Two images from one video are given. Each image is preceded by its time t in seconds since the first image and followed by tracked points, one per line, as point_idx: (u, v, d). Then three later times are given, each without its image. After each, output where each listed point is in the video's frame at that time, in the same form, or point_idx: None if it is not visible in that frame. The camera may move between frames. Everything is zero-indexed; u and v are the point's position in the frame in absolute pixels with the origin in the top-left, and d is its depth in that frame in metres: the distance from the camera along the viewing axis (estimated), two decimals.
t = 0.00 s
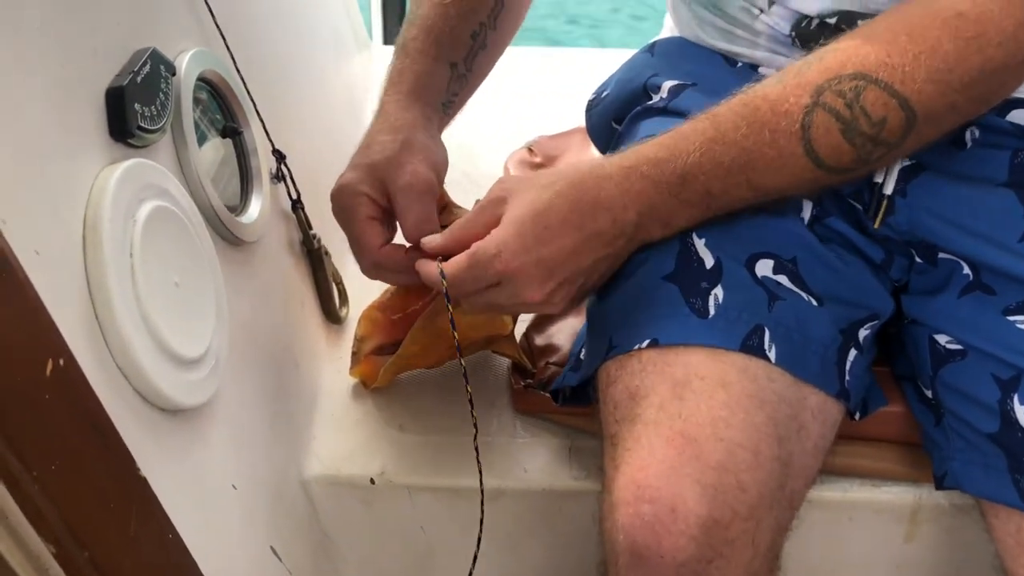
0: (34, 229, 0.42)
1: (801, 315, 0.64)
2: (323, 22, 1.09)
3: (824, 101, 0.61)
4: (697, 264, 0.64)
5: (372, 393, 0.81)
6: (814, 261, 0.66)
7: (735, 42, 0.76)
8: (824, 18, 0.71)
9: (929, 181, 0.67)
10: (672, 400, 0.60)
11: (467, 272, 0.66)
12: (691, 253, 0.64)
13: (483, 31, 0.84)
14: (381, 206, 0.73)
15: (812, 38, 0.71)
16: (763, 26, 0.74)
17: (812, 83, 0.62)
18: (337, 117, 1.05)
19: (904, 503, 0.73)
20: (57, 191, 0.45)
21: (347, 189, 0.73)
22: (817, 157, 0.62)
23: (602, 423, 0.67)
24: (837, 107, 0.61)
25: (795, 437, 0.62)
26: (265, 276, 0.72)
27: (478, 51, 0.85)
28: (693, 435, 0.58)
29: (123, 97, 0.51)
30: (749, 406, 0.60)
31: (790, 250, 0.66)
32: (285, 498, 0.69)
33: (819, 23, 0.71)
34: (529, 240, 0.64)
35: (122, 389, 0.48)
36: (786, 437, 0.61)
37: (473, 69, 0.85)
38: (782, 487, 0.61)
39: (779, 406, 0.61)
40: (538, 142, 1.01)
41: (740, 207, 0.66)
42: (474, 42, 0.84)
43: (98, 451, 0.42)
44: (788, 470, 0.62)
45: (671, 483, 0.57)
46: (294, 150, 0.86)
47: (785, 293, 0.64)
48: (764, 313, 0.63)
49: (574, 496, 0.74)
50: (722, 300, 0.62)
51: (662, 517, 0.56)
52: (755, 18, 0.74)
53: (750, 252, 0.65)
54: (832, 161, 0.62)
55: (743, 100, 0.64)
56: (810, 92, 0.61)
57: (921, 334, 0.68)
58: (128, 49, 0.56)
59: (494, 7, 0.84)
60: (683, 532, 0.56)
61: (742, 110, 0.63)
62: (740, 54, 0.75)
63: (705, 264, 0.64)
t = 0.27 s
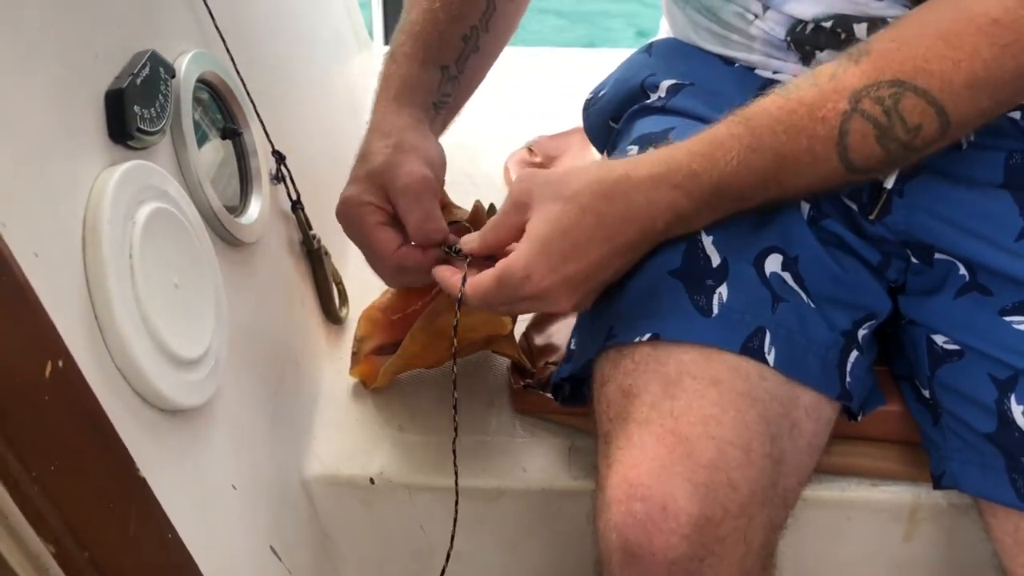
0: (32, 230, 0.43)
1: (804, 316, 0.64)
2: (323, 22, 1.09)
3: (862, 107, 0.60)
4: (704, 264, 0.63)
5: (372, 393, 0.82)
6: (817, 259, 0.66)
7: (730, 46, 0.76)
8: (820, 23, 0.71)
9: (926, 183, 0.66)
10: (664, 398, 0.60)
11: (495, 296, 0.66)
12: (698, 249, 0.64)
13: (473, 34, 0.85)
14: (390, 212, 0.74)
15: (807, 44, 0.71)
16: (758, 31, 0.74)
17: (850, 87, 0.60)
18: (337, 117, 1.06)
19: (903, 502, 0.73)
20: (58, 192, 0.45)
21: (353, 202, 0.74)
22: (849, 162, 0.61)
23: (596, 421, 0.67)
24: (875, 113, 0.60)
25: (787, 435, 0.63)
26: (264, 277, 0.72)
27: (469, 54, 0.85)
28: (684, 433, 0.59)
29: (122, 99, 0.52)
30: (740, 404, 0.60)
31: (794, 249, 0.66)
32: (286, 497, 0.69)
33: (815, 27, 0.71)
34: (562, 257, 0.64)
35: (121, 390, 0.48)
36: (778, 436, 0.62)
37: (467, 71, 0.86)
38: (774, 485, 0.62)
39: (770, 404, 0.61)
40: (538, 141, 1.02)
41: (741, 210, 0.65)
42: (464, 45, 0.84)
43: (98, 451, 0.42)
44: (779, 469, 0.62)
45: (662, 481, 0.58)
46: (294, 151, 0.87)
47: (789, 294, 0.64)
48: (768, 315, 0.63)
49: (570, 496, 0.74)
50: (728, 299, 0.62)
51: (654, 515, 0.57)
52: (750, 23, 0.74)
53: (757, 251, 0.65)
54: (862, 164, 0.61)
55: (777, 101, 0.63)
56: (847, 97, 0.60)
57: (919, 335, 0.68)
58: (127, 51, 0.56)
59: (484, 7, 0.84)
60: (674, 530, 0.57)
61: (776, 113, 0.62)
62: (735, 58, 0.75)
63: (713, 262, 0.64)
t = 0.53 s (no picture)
0: (35, 228, 0.43)
1: (809, 313, 0.64)
2: (325, 19, 1.09)
3: (851, 88, 0.60)
4: (710, 259, 0.64)
5: (375, 389, 0.82)
6: (822, 254, 0.66)
7: (731, 41, 0.76)
8: (821, 18, 0.71)
9: (932, 175, 0.67)
10: (669, 393, 0.60)
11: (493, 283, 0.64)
12: (704, 247, 0.64)
13: (465, 31, 0.85)
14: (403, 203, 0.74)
15: (809, 38, 0.72)
16: (760, 26, 0.74)
17: (839, 70, 0.61)
18: (339, 114, 1.06)
19: (906, 498, 0.73)
20: (60, 189, 0.45)
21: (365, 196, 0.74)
22: (843, 145, 0.61)
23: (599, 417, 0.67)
24: (864, 94, 0.60)
25: (792, 430, 0.63)
26: (269, 275, 0.73)
27: (460, 50, 0.85)
28: (688, 428, 0.59)
29: (124, 96, 0.52)
30: (746, 400, 0.60)
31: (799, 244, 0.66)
32: (289, 494, 0.69)
33: (816, 22, 0.71)
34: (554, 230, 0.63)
35: (125, 387, 0.48)
36: (782, 431, 0.62)
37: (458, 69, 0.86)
38: (778, 480, 0.61)
39: (774, 399, 0.61)
40: (540, 138, 1.02)
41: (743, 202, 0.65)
42: (455, 41, 0.85)
43: (100, 449, 0.42)
44: (783, 464, 0.62)
45: (667, 475, 0.58)
46: (296, 148, 0.87)
47: (795, 290, 0.64)
48: (774, 311, 0.63)
49: (574, 492, 0.74)
50: (734, 295, 0.62)
51: (658, 510, 0.57)
52: (751, 18, 0.74)
53: (762, 247, 0.65)
54: (856, 147, 0.61)
55: (770, 85, 0.63)
56: (837, 80, 0.61)
57: (921, 329, 0.67)
58: (129, 48, 0.56)
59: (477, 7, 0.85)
60: (679, 524, 0.57)
61: (769, 95, 0.62)
62: (738, 52, 0.75)
63: (718, 258, 0.64)
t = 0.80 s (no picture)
0: (38, 224, 0.43)
1: (814, 307, 0.64)
2: (327, 15, 1.09)
3: (857, 73, 0.60)
4: (715, 252, 0.63)
5: (379, 383, 0.82)
6: (824, 246, 0.66)
7: (736, 33, 0.76)
8: (825, 7, 0.71)
9: (939, 166, 0.66)
10: (672, 384, 0.60)
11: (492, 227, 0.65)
12: (709, 240, 0.64)
13: (479, 29, 0.86)
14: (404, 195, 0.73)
15: (813, 28, 0.72)
16: (765, 17, 0.74)
17: (847, 55, 0.60)
18: (342, 109, 1.06)
19: (909, 492, 0.73)
20: (62, 186, 0.45)
21: (367, 188, 0.73)
22: (849, 130, 0.60)
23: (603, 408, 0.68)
24: (871, 79, 0.59)
25: (794, 423, 0.63)
26: (269, 268, 0.72)
27: (475, 48, 0.86)
28: (693, 420, 0.59)
29: (127, 91, 0.52)
30: (750, 390, 0.60)
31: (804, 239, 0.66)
32: (292, 487, 0.69)
33: (821, 12, 0.71)
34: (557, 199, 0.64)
35: (128, 381, 0.48)
36: (785, 424, 0.62)
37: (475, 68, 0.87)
38: (782, 472, 0.61)
39: (778, 393, 0.61)
40: (543, 132, 1.01)
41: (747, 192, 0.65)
42: (470, 39, 0.86)
43: (103, 444, 0.42)
44: (787, 456, 0.62)
45: (671, 467, 0.57)
46: (299, 144, 0.87)
47: (800, 284, 0.64)
48: (778, 304, 0.62)
49: (577, 486, 0.74)
50: (739, 288, 0.62)
51: (662, 503, 0.57)
52: (756, 9, 0.74)
53: (768, 240, 0.65)
54: (863, 134, 0.61)
55: (779, 71, 0.63)
56: (844, 64, 0.60)
57: (929, 320, 0.68)
58: (132, 44, 0.56)
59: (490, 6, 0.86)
60: (683, 516, 0.57)
61: (777, 81, 0.62)
62: (743, 45, 0.75)
63: (724, 252, 0.63)
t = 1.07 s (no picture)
0: (43, 222, 0.43)
1: (819, 305, 0.64)
2: (331, 11, 1.09)
3: (865, 56, 0.59)
4: (720, 251, 0.63)
5: (383, 379, 0.82)
6: (832, 244, 0.66)
7: (747, 26, 0.76)
8: None
9: (947, 161, 0.65)
10: (674, 382, 0.61)
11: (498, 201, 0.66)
12: (714, 239, 0.64)
13: (495, 25, 0.86)
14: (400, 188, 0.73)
15: (824, 18, 0.71)
16: (776, 9, 0.74)
17: (854, 38, 0.60)
18: (346, 105, 1.06)
19: (913, 485, 0.73)
20: (67, 184, 0.45)
21: (365, 179, 0.74)
22: (858, 113, 0.60)
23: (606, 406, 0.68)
24: (879, 61, 0.59)
25: (796, 419, 0.63)
26: (272, 263, 0.72)
27: (490, 45, 0.86)
28: (694, 418, 0.59)
29: (129, 89, 0.52)
30: (750, 389, 0.60)
31: (812, 234, 0.66)
32: (296, 483, 0.70)
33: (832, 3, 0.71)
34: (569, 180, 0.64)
35: (134, 377, 0.49)
36: (787, 419, 0.62)
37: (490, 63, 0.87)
38: (784, 468, 0.61)
39: (780, 388, 0.61)
40: (547, 126, 1.01)
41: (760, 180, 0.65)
42: (486, 36, 0.85)
43: (108, 439, 0.42)
44: (789, 452, 0.62)
45: (673, 465, 0.58)
46: (303, 140, 0.87)
47: (805, 283, 0.64)
48: (783, 304, 0.62)
49: (582, 480, 0.75)
50: (744, 288, 0.62)
51: (664, 499, 0.57)
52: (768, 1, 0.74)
53: (776, 237, 0.64)
54: (873, 117, 0.60)
55: (787, 58, 0.63)
56: (851, 49, 0.60)
57: (938, 315, 0.68)
58: (135, 41, 0.56)
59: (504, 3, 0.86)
60: (685, 513, 0.57)
61: (784, 66, 0.62)
62: (753, 39, 0.75)
63: (728, 250, 0.63)
